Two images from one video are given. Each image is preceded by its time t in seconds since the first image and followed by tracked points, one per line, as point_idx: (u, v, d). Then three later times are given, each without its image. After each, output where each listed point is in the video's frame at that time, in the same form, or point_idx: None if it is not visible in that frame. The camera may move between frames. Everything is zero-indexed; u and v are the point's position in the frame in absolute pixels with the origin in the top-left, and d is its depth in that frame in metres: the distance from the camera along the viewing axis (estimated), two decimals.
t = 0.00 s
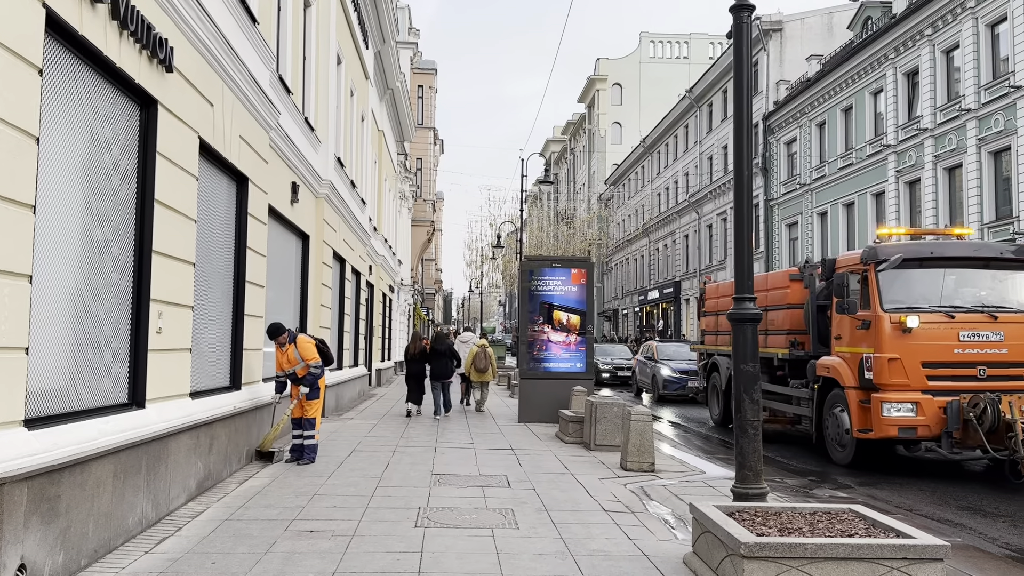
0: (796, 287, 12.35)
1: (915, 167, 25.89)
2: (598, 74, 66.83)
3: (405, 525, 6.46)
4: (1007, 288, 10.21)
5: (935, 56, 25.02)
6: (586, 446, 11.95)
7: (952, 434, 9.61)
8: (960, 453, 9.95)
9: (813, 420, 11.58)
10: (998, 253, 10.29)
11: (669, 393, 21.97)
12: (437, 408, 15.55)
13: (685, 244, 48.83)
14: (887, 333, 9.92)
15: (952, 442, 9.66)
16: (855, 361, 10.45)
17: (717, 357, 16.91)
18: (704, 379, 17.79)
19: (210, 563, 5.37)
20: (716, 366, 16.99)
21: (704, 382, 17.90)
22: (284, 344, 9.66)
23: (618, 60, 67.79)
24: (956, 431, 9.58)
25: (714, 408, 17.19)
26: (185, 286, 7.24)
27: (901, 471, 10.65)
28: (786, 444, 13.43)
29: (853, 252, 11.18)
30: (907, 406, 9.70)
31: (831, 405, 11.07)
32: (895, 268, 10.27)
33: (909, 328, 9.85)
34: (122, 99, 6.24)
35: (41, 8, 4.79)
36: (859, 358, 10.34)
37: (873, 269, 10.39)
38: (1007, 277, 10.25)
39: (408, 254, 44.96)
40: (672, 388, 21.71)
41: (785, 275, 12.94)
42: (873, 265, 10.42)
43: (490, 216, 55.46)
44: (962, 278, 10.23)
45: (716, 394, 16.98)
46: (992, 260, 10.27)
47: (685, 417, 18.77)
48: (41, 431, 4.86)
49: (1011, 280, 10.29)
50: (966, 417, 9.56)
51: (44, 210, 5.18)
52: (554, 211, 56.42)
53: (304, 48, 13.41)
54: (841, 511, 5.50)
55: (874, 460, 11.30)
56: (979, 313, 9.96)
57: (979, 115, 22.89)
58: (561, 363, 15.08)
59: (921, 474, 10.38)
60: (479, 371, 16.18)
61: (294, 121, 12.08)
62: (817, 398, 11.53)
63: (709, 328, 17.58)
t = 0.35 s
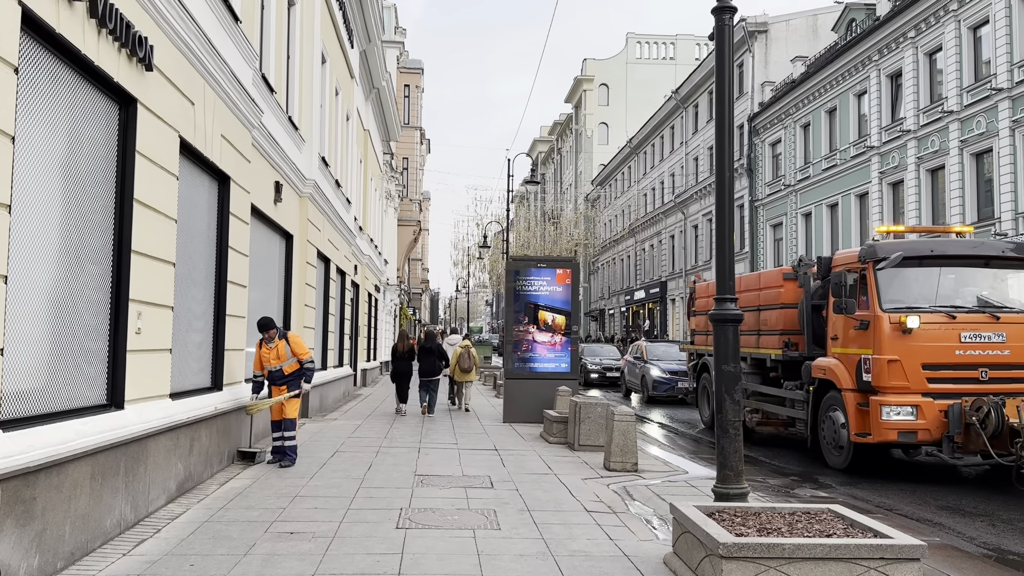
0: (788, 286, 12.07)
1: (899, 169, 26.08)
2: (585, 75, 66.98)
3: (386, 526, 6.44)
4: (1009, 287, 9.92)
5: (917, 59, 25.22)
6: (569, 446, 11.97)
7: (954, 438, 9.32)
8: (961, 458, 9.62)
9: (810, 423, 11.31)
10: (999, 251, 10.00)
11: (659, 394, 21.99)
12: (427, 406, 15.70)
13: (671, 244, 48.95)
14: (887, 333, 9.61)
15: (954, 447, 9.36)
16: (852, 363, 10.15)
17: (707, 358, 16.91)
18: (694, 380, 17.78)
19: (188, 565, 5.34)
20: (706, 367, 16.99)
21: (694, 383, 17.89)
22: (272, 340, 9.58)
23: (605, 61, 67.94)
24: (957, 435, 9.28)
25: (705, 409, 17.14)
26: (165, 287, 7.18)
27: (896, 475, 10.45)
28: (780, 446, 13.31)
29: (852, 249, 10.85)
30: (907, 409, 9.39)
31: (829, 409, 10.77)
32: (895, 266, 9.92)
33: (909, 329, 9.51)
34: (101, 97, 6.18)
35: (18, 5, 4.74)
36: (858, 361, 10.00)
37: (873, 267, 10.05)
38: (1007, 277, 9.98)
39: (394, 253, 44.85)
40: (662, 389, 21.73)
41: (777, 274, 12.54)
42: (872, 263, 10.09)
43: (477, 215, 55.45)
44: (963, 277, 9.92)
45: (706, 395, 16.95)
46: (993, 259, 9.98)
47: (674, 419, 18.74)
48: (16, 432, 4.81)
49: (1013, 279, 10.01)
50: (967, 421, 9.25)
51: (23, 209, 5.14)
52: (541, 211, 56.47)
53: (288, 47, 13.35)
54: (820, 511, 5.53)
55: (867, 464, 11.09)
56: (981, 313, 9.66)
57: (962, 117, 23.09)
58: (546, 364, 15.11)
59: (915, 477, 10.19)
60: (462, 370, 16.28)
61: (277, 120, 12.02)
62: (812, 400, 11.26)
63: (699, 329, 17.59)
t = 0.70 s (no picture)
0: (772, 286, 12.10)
1: (873, 171, 26.38)
2: (564, 75, 67.18)
3: (360, 529, 6.42)
4: (999, 288, 9.78)
5: (891, 63, 25.57)
6: (545, 446, 12.00)
7: (944, 442, 9.10)
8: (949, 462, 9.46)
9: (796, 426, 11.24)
10: (988, 251, 9.88)
11: (640, 396, 22.07)
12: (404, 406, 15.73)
13: (649, 245, 49.19)
14: (875, 334, 9.41)
15: (944, 451, 9.13)
16: (841, 365, 9.95)
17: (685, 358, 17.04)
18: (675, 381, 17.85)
19: (159, 568, 5.31)
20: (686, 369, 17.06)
21: (674, 384, 17.95)
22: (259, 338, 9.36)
23: (584, 62, 68.14)
24: (948, 439, 9.07)
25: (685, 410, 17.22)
26: (136, 288, 7.12)
27: (881, 477, 10.39)
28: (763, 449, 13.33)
29: (840, 249, 10.74)
30: (897, 412, 9.16)
31: (815, 412, 10.66)
32: (884, 265, 9.75)
33: (899, 330, 9.30)
34: (71, 96, 6.10)
35: None
36: (846, 362, 9.83)
37: (861, 267, 9.89)
38: (997, 277, 9.83)
39: (373, 253, 44.70)
40: (644, 390, 21.81)
41: (761, 274, 12.62)
42: (861, 262, 9.93)
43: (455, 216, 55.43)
44: (953, 277, 9.77)
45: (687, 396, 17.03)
46: (983, 258, 9.84)
47: (655, 420, 18.80)
48: None
49: (1002, 280, 9.86)
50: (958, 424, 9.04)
51: None
52: (520, 211, 56.52)
53: (264, 47, 13.28)
54: (790, 511, 5.59)
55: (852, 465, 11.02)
56: (972, 314, 9.44)
57: (933, 121, 23.43)
58: (524, 364, 15.13)
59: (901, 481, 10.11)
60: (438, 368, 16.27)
61: (252, 120, 11.96)
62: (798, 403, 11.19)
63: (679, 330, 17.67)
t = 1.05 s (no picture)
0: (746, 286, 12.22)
1: (835, 174, 26.82)
2: (532, 75, 67.29)
3: (321, 533, 6.36)
4: (975, 287, 9.84)
5: (853, 67, 25.99)
6: (511, 447, 12.01)
7: (922, 445, 9.14)
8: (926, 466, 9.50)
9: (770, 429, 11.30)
10: (965, 251, 9.92)
11: (611, 397, 22.18)
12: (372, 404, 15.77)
13: (616, 245, 49.44)
14: (852, 335, 9.43)
15: (922, 454, 9.17)
16: (818, 365, 9.99)
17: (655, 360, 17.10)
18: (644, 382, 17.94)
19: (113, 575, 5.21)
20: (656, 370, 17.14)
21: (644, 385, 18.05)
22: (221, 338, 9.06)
23: (553, 62, 68.28)
24: (926, 442, 9.11)
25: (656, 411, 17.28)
26: (92, 288, 6.98)
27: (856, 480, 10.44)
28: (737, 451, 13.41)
29: (815, 249, 10.86)
30: (874, 415, 9.21)
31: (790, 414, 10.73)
32: (860, 265, 9.81)
33: (876, 330, 9.31)
34: (24, 92, 5.94)
35: None
36: (823, 364, 9.87)
37: (838, 266, 9.98)
38: (973, 278, 9.89)
39: (339, 252, 44.31)
40: (614, 391, 21.91)
41: (735, 274, 12.71)
42: (838, 262, 10.00)
43: (423, 215, 55.23)
44: (930, 277, 9.82)
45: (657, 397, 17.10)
46: (960, 258, 9.90)
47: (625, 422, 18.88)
48: None
49: (978, 280, 9.92)
50: (936, 427, 9.09)
51: None
52: (488, 211, 56.46)
53: (227, 43, 13.11)
54: (749, 512, 5.65)
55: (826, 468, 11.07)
56: (950, 314, 9.47)
57: (894, 125, 23.85)
58: (489, 364, 15.15)
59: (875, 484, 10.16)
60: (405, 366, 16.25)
61: (215, 117, 11.80)
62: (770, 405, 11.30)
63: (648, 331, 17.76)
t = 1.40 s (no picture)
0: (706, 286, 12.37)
1: (786, 177, 27.31)
2: (491, 75, 67.31)
3: (268, 535, 6.27)
4: (935, 287, 10.08)
5: (805, 72, 26.49)
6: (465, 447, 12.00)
7: (885, 446, 9.31)
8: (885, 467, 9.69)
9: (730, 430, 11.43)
10: (926, 250, 10.15)
11: (570, 397, 22.28)
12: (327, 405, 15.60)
13: (574, 245, 49.67)
14: (815, 334, 9.59)
15: (884, 454, 9.34)
16: (780, 363, 10.15)
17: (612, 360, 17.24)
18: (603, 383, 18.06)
19: None
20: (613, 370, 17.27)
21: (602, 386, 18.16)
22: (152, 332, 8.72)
23: (511, 62, 68.36)
24: (888, 442, 9.28)
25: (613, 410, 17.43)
26: (31, 286, 6.78)
27: (814, 480, 10.61)
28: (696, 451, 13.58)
29: (776, 248, 11.01)
30: (836, 415, 9.38)
31: (750, 415, 10.88)
32: (824, 263, 9.98)
33: (839, 330, 9.50)
34: None
35: None
36: (785, 364, 10.02)
37: (801, 264, 10.15)
38: (932, 277, 10.13)
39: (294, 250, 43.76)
40: (574, 392, 22.00)
41: (695, 273, 12.84)
42: (800, 260, 10.17)
43: (380, 213, 54.87)
44: (892, 276, 10.01)
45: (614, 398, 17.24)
46: (921, 257, 10.13)
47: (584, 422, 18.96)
48: None
49: (938, 279, 10.17)
50: (899, 427, 9.28)
51: None
52: (447, 210, 56.26)
53: (177, 36, 12.87)
54: (696, 509, 5.73)
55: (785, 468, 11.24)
56: (912, 314, 9.69)
57: (844, 129, 24.37)
58: (444, 363, 15.10)
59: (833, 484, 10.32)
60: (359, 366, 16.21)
61: (163, 112, 11.57)
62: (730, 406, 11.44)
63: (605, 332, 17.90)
